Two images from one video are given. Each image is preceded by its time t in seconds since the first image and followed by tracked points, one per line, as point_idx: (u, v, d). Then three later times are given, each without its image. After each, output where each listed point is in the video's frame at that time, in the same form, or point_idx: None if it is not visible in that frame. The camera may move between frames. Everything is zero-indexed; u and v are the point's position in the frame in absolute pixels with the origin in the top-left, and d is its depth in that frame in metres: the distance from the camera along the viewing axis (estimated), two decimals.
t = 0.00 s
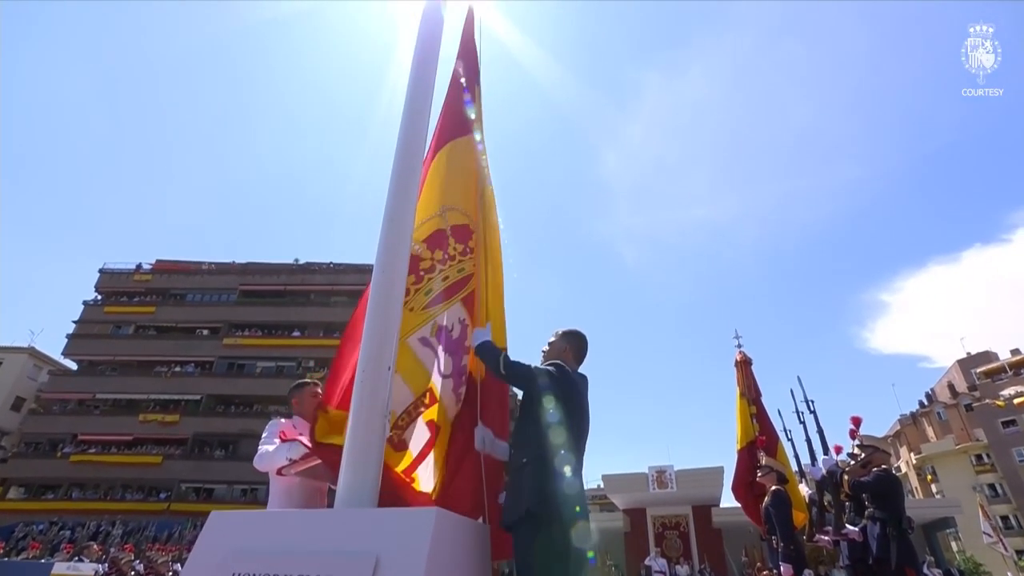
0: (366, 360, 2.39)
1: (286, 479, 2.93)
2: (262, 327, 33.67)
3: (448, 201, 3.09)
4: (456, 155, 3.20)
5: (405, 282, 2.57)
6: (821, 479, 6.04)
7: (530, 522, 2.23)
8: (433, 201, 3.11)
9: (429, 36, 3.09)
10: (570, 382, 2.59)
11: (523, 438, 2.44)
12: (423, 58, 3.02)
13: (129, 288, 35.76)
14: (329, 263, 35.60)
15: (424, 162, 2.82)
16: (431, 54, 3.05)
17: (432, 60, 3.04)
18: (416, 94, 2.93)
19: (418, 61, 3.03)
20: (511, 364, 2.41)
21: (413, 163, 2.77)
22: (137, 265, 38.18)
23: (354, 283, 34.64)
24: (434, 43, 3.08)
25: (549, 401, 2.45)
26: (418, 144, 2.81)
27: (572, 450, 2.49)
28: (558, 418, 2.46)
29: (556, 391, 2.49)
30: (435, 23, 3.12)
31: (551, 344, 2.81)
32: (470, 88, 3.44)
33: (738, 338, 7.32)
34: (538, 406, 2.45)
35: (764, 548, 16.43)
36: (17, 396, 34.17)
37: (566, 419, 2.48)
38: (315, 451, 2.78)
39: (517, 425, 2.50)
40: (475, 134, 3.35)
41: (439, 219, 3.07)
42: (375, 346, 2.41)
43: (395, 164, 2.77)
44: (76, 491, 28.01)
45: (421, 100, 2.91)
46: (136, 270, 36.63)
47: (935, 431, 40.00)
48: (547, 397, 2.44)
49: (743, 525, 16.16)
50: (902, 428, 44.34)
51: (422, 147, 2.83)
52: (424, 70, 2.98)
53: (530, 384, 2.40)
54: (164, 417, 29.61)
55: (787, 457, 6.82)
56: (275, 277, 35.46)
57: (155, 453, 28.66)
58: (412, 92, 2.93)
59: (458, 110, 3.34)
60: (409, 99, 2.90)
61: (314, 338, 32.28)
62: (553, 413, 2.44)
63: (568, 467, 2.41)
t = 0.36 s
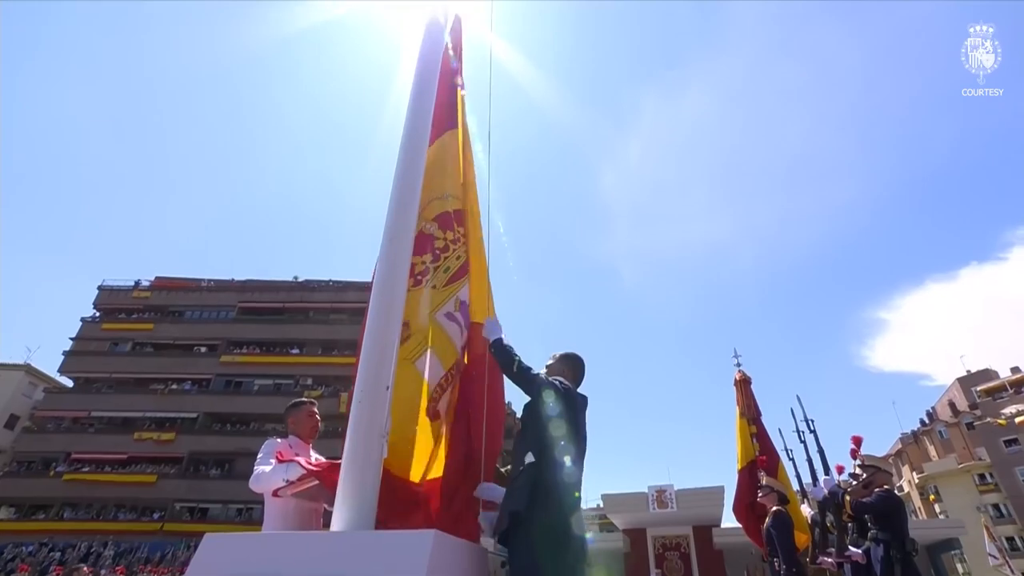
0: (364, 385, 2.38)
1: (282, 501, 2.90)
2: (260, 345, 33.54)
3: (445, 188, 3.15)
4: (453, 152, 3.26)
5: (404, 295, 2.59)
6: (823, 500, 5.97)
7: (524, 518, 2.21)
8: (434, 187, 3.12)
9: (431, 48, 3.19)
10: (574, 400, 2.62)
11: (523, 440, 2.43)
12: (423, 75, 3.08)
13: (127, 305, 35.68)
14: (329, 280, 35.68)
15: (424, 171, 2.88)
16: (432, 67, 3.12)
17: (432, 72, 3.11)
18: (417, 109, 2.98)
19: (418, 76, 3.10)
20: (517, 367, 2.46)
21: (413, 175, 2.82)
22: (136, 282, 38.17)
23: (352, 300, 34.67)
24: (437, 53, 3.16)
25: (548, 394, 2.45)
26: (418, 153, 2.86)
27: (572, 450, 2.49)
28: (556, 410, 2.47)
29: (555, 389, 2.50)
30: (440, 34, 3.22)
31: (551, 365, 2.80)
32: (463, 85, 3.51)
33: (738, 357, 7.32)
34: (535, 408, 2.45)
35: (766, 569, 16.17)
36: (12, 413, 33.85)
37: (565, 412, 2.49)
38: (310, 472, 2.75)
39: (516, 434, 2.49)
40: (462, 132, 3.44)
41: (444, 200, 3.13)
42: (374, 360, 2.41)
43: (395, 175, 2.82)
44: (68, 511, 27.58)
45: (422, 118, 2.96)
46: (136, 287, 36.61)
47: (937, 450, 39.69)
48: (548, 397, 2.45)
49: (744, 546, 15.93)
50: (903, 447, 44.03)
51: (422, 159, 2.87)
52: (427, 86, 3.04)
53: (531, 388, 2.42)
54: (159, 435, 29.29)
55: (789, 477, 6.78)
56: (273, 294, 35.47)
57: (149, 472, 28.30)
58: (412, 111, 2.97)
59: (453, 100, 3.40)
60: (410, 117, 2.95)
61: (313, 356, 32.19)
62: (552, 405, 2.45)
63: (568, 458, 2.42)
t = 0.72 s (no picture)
0: (358, 413, 2.35)
1: (276, 520, 2.87)
2: (257, 361, 33.33)
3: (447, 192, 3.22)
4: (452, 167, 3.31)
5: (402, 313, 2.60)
6: (823, 520, 5.91)
7: (534, 550, 2.22)
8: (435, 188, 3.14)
9: (433, 64, 3.26)
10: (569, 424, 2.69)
11: (521, 451, 2.52)
12: (423, 93, 3.13)
13: (124, 320, 35.50)
14: (327, 297, 35.65)
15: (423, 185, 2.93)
16: (433, 84, 3.18)
17: (433, 90, 3.17)
18: (416, 128, 3.01)
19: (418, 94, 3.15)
20: (507, 413, 2.44)
21: (412, 192, 2.85)
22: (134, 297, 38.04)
23: (350, 317, 34.59)
24: (438, 69, 3.24)
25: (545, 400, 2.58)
26: (419, 167, 2.90)
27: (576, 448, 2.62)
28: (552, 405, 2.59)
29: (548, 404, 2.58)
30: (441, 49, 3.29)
31: (545, 384, 2.80)
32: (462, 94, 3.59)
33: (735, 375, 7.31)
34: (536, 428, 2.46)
35: None
36: (3, 430, 33.44)
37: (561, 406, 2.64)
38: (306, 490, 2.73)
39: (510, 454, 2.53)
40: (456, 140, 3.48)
41: (445, 202, 3.19)
42: (370, 377, 2.41)
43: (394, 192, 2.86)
44: (57, 530, 27.08)
45: (423, 135, 3.00)
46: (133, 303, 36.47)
47: (937, 468, 39.39)
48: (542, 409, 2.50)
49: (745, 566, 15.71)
50: (903, 465, 43.71)
51: (422, 174, 2.91)
52: (427, 103, 3.09)
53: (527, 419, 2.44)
54: (153, 452, 28.92)
55: (788, 496, 6.71)
56: (271, 310, 35.38)
57: (142, 490, 27.89)
58: (410, 131, 3.00)
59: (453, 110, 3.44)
60: (409, 134, 2.98)
61: (310, 372, 32.03)
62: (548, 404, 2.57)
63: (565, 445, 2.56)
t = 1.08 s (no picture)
0: (356, 426, 2.35)
1: (270, 539, 2.85)
2: (253, 377, 33.09)
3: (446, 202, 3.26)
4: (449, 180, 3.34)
5: (400, 326, 2.61)
6: (824, 540, 5.85)
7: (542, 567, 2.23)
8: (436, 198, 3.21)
9: (433, 82, 3.31)
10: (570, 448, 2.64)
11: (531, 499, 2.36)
12: (423, 112, 3.17)
13: (120, 335, 35.33)
14: (325, 313, 35.57)
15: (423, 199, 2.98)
16: (433, 102, 3.23)
17: (433, 107, 3.21)
18: (416, 146, 3.04)
19: (418, 111, 3.19)
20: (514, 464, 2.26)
21: (411, 206, 2.88)
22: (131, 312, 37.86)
23: (347, 333, 34.49)
24: (439, 88, 3.30)
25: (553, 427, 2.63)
26: (418, 180, 2.93)
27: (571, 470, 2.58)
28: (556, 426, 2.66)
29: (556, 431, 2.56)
30: (442, 67, 3.34)
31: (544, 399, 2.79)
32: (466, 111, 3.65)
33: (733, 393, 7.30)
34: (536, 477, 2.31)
35: None
36: None
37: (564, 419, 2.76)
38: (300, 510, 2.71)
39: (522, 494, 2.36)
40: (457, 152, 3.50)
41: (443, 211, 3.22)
42: (370, 388, 2.42)
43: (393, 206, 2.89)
44: (46, 550, 26.58)
45: (422, 150, 3.04)
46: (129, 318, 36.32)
47: (939, 487, 38.98)
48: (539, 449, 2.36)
49: None
50: (904, 483, 43.27)
51: (422, 187, 2.95)
52: (427, 121, 3.13)
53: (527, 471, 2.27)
54: (146, 469, 28.55)
55: (788, 516, 6.63)
56: (268, 326, 35.28)
57: (134, 508, 27.47)
58: (411, 148, 3.03)
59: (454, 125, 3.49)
60: (409, 151, 3.01)
61: (307, 389, 31.83)
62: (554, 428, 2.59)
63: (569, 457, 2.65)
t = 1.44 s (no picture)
0: (354, 435, 2.32)
1: (264, 556, 2.82)
2: (251, 392, 32.91)
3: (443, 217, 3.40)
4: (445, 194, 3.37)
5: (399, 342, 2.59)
6: (826, 559, 5.78)
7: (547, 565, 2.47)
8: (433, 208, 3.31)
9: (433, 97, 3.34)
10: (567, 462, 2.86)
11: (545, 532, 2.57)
12: (423, 129, 3.17)
13: (117, 349, 35.17)
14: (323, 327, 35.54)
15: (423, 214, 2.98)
16: (434, 119, 3.23)
17: (434, 126, 3.22)
18: (416, 162, 3.05)
19: (418, 127, 3.21)
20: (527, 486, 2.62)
21: (411, 220, 2.89)
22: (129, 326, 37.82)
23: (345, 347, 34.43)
24: (439, 104, 3.30)
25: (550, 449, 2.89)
26: (418, 195, 2.93)
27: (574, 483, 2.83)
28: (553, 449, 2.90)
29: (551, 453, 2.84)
30: (443, 84, 3.37)
31: (536, 416, 3.08)
32: (464, 126, 3.70)
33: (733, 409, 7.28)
34: (539, 500, 2.62)
35: None
36: None
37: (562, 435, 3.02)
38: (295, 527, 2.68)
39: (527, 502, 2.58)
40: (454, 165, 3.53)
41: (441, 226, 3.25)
42: (369, 396, 2.40)
43: (393, 218, 2.89)
44: (36, 568, 26.13)
45: (422, 164, 3.05)
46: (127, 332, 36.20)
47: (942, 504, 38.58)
48: (536, 474, 2.69)
49: None
50: (906, 500, 42.85)
51: (422, 201, 2.96)
52: (427, 135, 3.15)
53: (528, 494, 2.59)
54: (141, 485, 28.22)
55: (790, 533, 6.56)
56: (266, 340, 35.19)
57: (127, 525, 27.09)
58: (410, 166, 3.04)
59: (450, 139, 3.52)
60: (409, 168, 3.01)
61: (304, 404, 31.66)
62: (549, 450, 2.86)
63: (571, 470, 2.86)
